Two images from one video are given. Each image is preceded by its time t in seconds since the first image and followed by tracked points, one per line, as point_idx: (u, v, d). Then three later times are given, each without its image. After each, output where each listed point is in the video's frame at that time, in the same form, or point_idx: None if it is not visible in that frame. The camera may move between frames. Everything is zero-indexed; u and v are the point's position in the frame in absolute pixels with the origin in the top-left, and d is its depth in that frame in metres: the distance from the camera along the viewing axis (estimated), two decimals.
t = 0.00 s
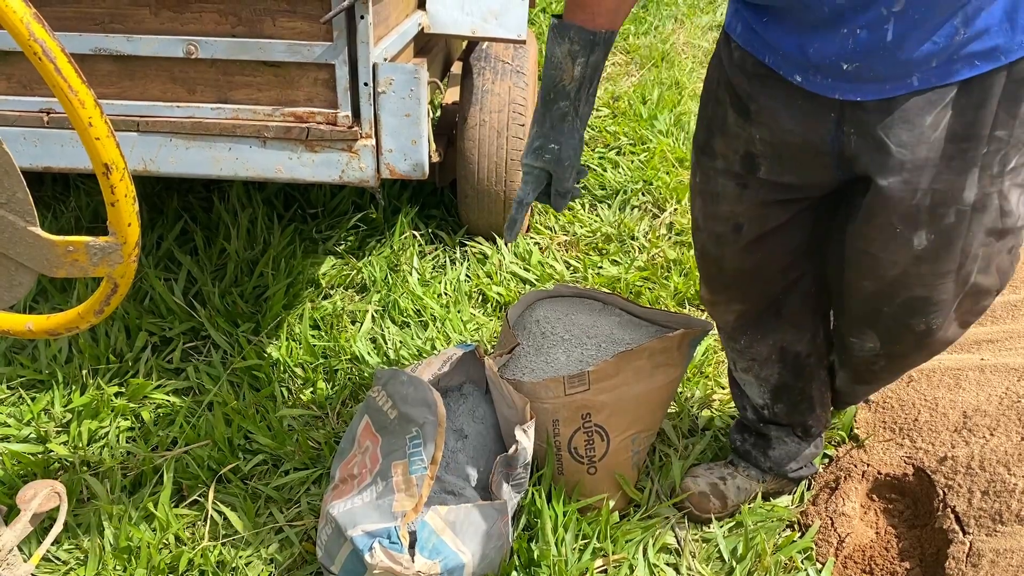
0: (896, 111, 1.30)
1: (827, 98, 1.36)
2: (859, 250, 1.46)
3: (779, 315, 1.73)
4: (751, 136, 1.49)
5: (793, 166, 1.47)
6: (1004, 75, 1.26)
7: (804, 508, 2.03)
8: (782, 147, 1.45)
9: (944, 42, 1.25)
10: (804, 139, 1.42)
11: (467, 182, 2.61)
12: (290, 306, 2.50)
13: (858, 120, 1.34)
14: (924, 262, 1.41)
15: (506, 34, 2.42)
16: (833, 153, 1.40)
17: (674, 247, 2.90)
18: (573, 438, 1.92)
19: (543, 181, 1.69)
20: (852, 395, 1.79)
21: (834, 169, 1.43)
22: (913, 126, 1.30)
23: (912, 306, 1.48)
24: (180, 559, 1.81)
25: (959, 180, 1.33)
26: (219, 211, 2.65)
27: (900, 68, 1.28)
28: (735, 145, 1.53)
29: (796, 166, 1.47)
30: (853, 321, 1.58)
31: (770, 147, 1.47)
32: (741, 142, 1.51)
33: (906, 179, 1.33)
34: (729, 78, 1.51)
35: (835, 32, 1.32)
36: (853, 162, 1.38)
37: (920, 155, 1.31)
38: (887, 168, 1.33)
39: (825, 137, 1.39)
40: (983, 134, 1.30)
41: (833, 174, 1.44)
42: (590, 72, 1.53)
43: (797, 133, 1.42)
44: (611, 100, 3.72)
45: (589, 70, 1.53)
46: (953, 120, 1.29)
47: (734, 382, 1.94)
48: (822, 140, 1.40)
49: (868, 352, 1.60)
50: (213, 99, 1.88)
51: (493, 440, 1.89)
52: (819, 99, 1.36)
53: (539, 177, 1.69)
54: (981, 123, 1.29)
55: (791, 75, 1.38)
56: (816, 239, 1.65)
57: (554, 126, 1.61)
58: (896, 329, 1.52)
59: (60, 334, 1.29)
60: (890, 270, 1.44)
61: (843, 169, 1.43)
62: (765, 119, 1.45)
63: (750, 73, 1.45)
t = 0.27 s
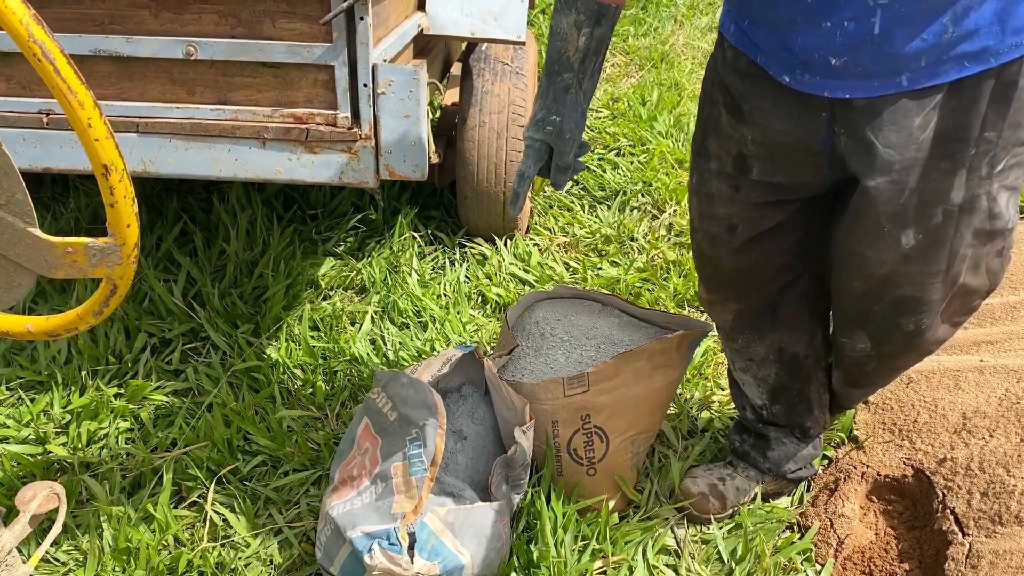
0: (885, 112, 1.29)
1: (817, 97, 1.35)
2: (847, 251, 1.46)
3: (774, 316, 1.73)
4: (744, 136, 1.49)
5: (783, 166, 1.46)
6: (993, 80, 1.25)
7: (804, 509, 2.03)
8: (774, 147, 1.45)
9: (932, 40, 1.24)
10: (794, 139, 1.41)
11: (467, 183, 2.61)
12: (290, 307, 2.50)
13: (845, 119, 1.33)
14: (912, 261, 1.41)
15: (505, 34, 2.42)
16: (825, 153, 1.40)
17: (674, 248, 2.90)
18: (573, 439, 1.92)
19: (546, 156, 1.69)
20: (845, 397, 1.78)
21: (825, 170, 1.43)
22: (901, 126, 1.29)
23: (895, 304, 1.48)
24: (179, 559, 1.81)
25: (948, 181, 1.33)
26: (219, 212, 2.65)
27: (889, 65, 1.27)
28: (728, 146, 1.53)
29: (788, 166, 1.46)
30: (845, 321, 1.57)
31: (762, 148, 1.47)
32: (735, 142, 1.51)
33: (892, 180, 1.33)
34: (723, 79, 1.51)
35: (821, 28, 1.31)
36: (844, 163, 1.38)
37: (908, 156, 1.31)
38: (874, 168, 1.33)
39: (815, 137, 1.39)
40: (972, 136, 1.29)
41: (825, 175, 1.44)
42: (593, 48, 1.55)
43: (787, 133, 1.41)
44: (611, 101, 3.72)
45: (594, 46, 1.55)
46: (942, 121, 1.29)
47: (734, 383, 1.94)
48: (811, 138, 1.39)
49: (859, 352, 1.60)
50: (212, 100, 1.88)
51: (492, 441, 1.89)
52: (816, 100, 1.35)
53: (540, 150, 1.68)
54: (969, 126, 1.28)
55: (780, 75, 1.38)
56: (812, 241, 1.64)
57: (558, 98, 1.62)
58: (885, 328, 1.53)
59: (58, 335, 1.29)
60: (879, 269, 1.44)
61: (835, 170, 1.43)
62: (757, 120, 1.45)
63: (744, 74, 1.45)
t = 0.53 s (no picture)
0: (880, 116, 1.29)
1: (813, 98, 1.35)
2: (840, 255, 1.46)
3: (772, 319, 1.72)
4: (740, 139, 1.49)
5: (777, 169, 1.47)
6: (987, 86, 1.25)
7: (804, 510, 2.03)
8: (769, 149, 1.45)
9: (931, 42, 1.23)
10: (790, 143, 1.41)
11: (466, 184, 2.61)
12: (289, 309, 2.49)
13: (839, 124, 1.33)
14: (905, 269, 1.42)
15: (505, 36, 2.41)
16: (819, 155, 1.40)
17: (673, 249, 2.90)
18: (572, 440, 1.92)
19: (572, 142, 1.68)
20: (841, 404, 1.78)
21: (820, 173, 1.43)
22: (893, 131, 1.29)
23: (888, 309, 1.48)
24: (178, 560, 1.81)
25: (940, 188, 1.33)
26: (219, 213, 2.65)
27: (887, 67, 1.26)
28: (725, 149, 1.53)
29: (783, 169, 1.46)
30: (838, 325, 1.58)
31: (758, 151, 1.47)
32: (731, 145, 1.51)
33: (885, 185, 1.34)
34: (720, 81, 1.51)
35: (820, 26, 1.30)
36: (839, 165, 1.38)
37: (900, 160, 1.31)
38: (867, 172, 1.34)
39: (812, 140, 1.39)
40: (966, 142, 1.29)
41: (819, 178, 1.45)
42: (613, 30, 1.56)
43: (782, 135, 1.41)
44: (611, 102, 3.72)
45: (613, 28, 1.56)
46: (936, 127, 1.29)
47: (734, 384, 1.94)
48: (808, 143, 1.39)
49: (852, 358, 1.60)
50: (212, 101, 1.88)
51: (492, 443, 1.89)
52: (811, 101, 1.36)
53: (570, 137, 1.68)
54: (963, 132, 1.28)
55: (778, 73, 1.37)
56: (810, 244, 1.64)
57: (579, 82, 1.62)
58: (878, 334, 1.53)
59: (58, 336, 1.29)
60: (870, 273, 1.44)
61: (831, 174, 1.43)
62: (753, 122, 1.45)
63: (740, 76, 1.45)
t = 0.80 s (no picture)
0: (873, 120, 1.29)
1: (807, 103, 1.35)
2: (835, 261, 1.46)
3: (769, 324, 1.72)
4: (735, 145, 1.49)
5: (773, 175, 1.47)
6: (980, 91, 1.25)
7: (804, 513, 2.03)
8: (764, 154, 1.45)
9: (928, 46, 1.23)
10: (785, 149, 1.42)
11: (466, 188, 2.61)
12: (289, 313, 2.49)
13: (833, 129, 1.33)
14: (896, 278, 1.42)
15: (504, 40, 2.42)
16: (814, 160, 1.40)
17: (673, 253, 2.90)
18: (572, 444, 1.91)
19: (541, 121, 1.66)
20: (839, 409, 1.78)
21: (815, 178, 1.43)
22: (887, 135, 1.29)
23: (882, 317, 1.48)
24: (179, 564, 1.81)
25: (933, 196, 1.33)
26: (218, 218, 2.65)
27: (884, 72, 1.26)
28: (720, 154, 1.53)
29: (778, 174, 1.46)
30: (832, 331, 1.58)
31: (753, 156, 1.47)
32: (726, 150, 1.52)
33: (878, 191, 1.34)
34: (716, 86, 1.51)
35: (817, 28, 1.29)
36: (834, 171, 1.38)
37: (893, 166, 1.31)
38: (858, 178, 1.34)
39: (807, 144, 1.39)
40: (960, 148, 1.29)
41: (814, 183, 1.45)
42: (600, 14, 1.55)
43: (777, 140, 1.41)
44: (610, 106, 3.72)
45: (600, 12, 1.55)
46: (929, 133, 1.29)
47: (734, 388, 1.94)
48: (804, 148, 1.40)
49: (848, 366, 1.61)
50: (212, 106, 1.89)
51: (492, 446, 1.89)
52: (806, 105, 1.35)
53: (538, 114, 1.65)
54: (956, 137, 1.28)
55: (776, 75, 1.37)
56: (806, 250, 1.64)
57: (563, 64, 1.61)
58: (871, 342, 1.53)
59: (58, 341, 1.29)
60: (863, 281, 1.44)
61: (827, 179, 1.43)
62: (748, 127, 1.45)
63: (735, 81, 1.45)
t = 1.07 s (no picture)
0: (866, 128, 1.29)
1: (800, 111, 1.35)
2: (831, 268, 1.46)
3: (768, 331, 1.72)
4: (729, 153, 1.49)
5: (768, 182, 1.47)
6: (973, 101, 1.25)
7: (805, 520, 2.02)
8: (758, 162, 1.45)
9: (921, 55, 1.23)
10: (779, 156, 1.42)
11: (467, 195, 2.61)
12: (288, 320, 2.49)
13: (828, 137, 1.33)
14: (895, 281, 1.42)
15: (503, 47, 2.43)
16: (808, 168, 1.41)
17: (673, 259, 2.90)
18: (572, 451, 1.91)
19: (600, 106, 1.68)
20: (838, 413, 1.77)
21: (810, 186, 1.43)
22: (879, 143, 1.30)
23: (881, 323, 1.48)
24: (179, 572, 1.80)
25: (929, 202, 1.33)
26: (218, 225, 2.65)
27: (877, 80, 1.26)
28: (715, 163, 1.54)
29: (773, 182, 1.46)
30: (830, 337, 1.57)
31: (749, 164, 1.47)
32: (721, 158, 1.52)
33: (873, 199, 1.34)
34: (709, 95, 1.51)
35: (809, 36, 1.29)
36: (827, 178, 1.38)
37: (887, 173, 1.31)
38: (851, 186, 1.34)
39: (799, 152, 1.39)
40: (953, 155, 1.29)
41: (809, 191, 1.45)
42: None
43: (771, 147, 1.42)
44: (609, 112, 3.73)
45: None
46: (922, 141, 1.29)
47: (734, 395, 1.94)
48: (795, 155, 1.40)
49: (847, 367, 1.60)
50: (213, 113, 1.89)
51: (492, 454, 1.88)
52: (801, 114, 1.36)
53: (595, 104, 1.67)
54: (950, 145, 1.28)
55: (768, 82, 1.37)
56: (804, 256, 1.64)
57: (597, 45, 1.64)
58: (869, 346, 1.53)
59: (56, 349, 1.29)
60: (861, 287, 1.44)
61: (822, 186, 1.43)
62: (742, 136, 1.45)
63: (729, 90, 1.45)
